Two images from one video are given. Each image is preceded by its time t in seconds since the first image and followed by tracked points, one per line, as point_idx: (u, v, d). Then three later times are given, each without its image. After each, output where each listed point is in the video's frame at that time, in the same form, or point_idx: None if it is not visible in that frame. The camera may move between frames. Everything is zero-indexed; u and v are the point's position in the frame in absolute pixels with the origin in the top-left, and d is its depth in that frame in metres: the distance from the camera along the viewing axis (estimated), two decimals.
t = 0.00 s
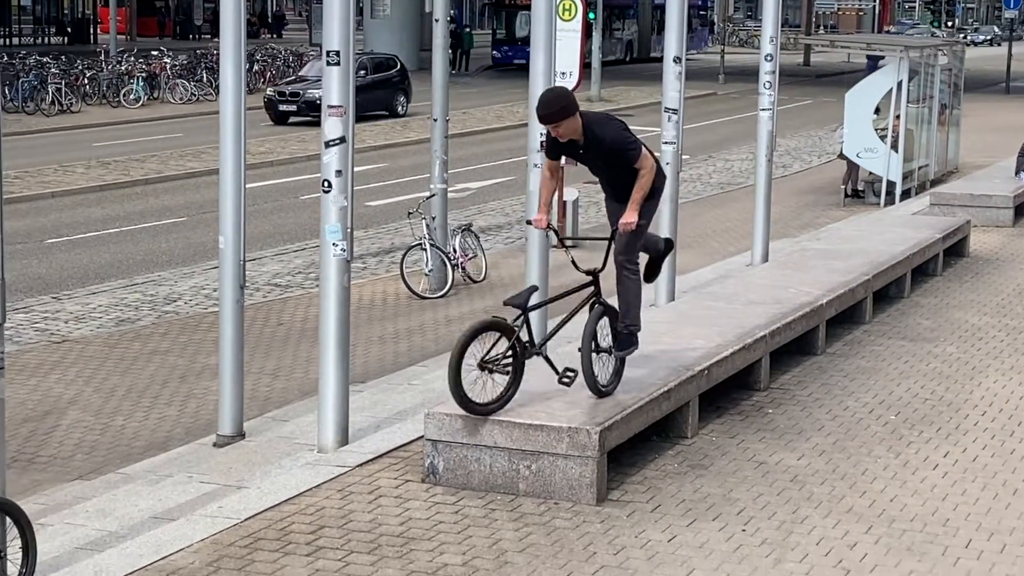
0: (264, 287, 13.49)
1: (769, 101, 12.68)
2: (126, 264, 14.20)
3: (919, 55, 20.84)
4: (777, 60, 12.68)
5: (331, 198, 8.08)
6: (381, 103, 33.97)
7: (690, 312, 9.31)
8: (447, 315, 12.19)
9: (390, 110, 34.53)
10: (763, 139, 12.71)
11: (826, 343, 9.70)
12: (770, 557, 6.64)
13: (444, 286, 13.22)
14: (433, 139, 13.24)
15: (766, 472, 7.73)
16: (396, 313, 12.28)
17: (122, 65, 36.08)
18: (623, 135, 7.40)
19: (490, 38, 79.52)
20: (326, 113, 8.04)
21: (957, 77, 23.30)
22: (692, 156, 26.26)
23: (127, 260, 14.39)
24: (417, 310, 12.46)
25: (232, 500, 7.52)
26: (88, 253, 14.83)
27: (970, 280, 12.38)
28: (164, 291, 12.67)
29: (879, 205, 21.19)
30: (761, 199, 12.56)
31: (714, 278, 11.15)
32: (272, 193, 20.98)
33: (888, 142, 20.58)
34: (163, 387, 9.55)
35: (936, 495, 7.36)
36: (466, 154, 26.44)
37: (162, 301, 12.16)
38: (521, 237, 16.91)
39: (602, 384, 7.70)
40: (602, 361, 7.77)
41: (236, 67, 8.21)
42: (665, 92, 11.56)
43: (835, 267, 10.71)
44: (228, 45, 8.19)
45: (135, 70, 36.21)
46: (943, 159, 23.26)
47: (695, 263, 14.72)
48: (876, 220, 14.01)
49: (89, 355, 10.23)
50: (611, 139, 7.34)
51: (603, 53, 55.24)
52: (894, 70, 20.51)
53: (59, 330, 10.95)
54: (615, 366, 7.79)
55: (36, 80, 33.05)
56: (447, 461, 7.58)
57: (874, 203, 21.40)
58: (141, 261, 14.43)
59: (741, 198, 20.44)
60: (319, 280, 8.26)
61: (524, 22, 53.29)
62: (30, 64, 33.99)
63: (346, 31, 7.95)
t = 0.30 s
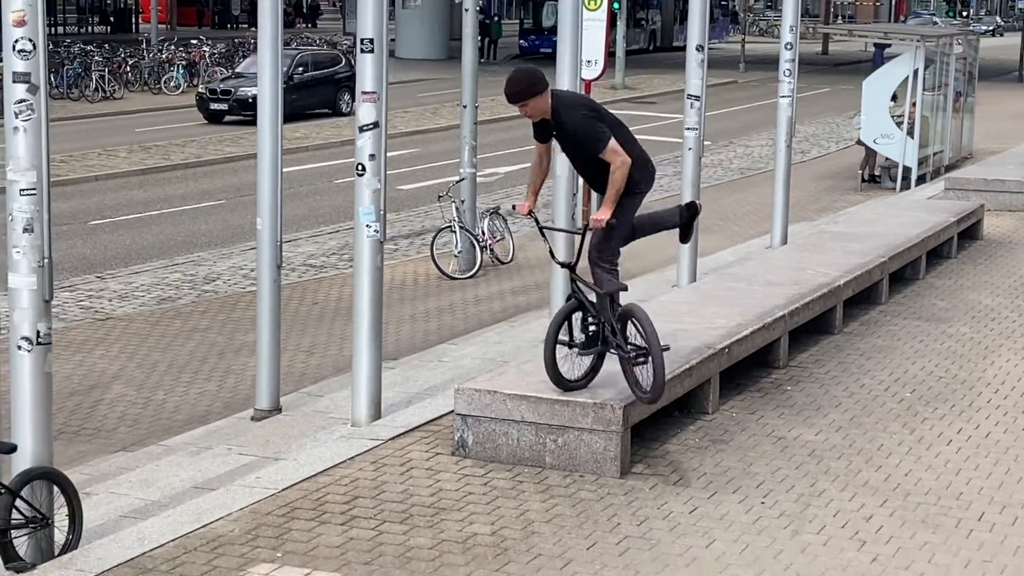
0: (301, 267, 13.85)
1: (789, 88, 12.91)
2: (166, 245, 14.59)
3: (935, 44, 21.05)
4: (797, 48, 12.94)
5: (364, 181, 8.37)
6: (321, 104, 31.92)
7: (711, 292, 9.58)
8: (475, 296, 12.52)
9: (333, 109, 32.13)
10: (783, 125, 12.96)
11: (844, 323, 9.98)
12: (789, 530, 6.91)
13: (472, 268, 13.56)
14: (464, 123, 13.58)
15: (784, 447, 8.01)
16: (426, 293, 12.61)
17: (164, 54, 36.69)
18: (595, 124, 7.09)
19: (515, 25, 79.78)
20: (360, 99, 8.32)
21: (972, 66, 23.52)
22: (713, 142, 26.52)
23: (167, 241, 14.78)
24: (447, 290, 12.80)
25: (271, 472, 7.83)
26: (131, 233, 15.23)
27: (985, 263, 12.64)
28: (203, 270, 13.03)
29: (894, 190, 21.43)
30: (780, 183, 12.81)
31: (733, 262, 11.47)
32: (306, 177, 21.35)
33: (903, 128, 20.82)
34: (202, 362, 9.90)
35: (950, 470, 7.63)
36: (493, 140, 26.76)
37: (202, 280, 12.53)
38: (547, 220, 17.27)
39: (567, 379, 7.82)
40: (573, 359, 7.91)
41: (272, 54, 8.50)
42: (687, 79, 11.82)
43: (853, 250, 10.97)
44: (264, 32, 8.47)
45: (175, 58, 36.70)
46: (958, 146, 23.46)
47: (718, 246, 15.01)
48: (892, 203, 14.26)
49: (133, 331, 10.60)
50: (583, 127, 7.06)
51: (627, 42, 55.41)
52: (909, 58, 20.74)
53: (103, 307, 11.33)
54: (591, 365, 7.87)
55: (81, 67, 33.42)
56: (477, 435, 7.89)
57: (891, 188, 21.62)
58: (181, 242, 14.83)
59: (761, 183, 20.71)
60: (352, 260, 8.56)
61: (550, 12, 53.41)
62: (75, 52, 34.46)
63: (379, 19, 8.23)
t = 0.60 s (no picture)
0: (338, 249, 14.56)
1: (796, 80, 13.49)
2: (212, 227, 15.39)
3: (932, 39, 21.61)
4: (802, 42, 13.51)
5: (397, 167, 8.99)
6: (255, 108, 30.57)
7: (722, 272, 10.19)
8: (499, 275, 13.22)
9: (270, 112, 30.70)
10: (789, 116, 13.54)
11: (845, 301, 10.59)
12: (793, 490, 7.46)
13: (497, 249, 14.27)
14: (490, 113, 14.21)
15: (788, 415, 8.60)
16: (453, 274, 13.31)
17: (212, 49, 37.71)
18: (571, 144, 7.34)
19: (536, 19, 80.56)
20: (395, 90, 8.93)
21: (964, 58, 24.08)
22: (725, 131, 27.19)
23: (211, 224, 15.56)
24: (472, 270, 13.51)
25: (311, 436, 8.42)
26: (180, 217, 16.03)
27: (981, 245, 13.26)
28: (246, 252, 13.77)
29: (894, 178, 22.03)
30: (786, 170, 13.42)
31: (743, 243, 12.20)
32: (340, 165, 22.10)
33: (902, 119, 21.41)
34: (244, 337, 10.59)
35: (944, 437, 8.20)
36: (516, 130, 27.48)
37: (245, 261, 13.27)
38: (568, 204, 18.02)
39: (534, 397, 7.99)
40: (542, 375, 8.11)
41: (312, 50, 9.11)
42: (699, 72, 12.40)
43: (855, 233, 11.57)
44: (303, 29, 9.08)
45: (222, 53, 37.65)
46: (953, 136, 24.01)
47: (728, 229, 15.68)
48: (892, 189, 14.85)
49: (180, 308, 11.31)
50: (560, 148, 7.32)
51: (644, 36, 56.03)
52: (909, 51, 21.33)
53: (154, 285, 12.12)
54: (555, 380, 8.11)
55: (133, 62, 34.92)
56: (504, 403, 8.46)
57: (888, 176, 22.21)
58: (225, 225, 15.61)
59: (770, 170, 21.36)
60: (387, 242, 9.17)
61: (572, 9, 53.98)
62: (128, 48, 36.10)
63: (411, 16, 8.83)
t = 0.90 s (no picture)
0: (361, 229, 14.85)
1: (808, 65, 13.71)
2: (239, 207, 15.73)
3: (941, 25, 21.76)
4: (814, 28, 13.72)
5: (419, 150, 9.24)
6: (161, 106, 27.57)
7: (734, 252, 10.44)
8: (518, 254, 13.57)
9: (180, 111, 27.63)
10: (801, 99, 13.77)
11: (854, 280, 10.86)
12: (803, 463, 7.66)
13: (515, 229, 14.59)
14: (508, 99, 14.45)
15: (798, 391, 8.84)
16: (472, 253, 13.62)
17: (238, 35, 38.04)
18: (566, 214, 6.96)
19: (554, 6, 80.76)
20: (417, 75, 9.18)
21: (974, 44, 24.26)
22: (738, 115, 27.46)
23: (238, 205, 15.89)
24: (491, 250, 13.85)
25: (336, 410, 8.65)
26: (208, 197, 16.37)
27: (988, 226, 13.50)
28: (272, 232, 14.09)
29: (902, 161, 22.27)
30: (798, 152, 13.66)
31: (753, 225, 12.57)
32: (364, 147, 22.44)
33: (910, 103, 21.62)
34: (269, 316, 10.89)
35: (952, 413, 8.42)
36: (534, 114, 27.75)
37: (270, 241, 13.59)
38: (583, 186, 18.33)
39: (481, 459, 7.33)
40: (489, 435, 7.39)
41: (336, 34, 9.36)
42: (714, 57, 12.63)
43: (865, 214, 11.81)
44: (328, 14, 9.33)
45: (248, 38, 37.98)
46: (961, 120, 24.21)
47: (741, 209, 15.94)
48: (901, 172, 15.09)
49: (207, 287, 11.61)
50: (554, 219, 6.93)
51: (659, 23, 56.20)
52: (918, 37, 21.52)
53: (185, 264, 12.47)
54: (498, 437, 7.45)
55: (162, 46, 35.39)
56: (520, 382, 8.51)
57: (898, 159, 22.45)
58: (252, 206, 15.95)
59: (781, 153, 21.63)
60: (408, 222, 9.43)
61: None
62: (158, 33, 36.53)
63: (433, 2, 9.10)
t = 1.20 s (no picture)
0: (373, 210, 14.92)
1: (819, 47, 13.72)
2: (253, 189, 15.80)
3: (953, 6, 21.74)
4: (825, 10, 13.72)
5: (431, 132, 9.28)
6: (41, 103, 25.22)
7: (745, 233, 10.48)
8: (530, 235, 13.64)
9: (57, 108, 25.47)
10: (812, 81, 13.79)
11: (864, 261, 10.91)
12: (813, 443, 7.73)
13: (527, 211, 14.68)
14: (520, 81, 14.48)
15: (808, 371, 8.90)
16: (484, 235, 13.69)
17: (252, 17, 38.08)
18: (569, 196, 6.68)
19: None
20: (429, 56, 9.20)
21: (987, 25, 24.23)
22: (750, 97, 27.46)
23: (252, 187, 15.97)
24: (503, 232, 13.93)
25: (349, 389, 8.73)
26: (221, 179, 16.44)
27: (998, 207, 13.53)
28: (285, 214, 14.15)
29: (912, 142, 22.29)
30: (809, 133, 13.69)
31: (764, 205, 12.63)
32: (376, 129, 22.52)
33: (921, 83, 21.63)
34: (283, 296, 10.98)
35: (962, 394, 8.47)
36: (545, 95, 27.74)
37: (284, 223, 13.66)
38: (594, 167, 18.38)
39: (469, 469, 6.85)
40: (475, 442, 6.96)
41: (348, 16, 9.38)
42: (725, 39, 12.65)
43: (876, 195, 11.84)
44: None
45: (261, 20, 37.97)
46: (972, 102, 24.20)
47: (752, 192, 15.99)
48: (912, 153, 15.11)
49: (222, 268, 11.70)
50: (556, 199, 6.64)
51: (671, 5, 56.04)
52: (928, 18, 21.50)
53: (199, 245, 12.55)
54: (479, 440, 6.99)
55: (176, 29, 35.37)
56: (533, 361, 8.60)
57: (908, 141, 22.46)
58: (265, 187, 16.03)
59: (792, 135, 21.66)
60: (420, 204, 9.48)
61: None
62: (172, 15, 36.51)
63: None
